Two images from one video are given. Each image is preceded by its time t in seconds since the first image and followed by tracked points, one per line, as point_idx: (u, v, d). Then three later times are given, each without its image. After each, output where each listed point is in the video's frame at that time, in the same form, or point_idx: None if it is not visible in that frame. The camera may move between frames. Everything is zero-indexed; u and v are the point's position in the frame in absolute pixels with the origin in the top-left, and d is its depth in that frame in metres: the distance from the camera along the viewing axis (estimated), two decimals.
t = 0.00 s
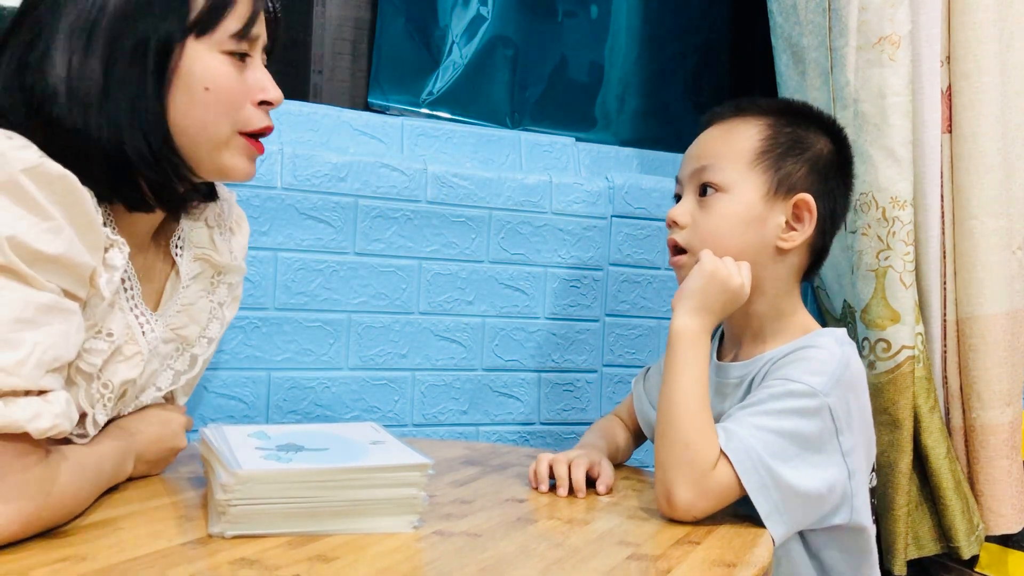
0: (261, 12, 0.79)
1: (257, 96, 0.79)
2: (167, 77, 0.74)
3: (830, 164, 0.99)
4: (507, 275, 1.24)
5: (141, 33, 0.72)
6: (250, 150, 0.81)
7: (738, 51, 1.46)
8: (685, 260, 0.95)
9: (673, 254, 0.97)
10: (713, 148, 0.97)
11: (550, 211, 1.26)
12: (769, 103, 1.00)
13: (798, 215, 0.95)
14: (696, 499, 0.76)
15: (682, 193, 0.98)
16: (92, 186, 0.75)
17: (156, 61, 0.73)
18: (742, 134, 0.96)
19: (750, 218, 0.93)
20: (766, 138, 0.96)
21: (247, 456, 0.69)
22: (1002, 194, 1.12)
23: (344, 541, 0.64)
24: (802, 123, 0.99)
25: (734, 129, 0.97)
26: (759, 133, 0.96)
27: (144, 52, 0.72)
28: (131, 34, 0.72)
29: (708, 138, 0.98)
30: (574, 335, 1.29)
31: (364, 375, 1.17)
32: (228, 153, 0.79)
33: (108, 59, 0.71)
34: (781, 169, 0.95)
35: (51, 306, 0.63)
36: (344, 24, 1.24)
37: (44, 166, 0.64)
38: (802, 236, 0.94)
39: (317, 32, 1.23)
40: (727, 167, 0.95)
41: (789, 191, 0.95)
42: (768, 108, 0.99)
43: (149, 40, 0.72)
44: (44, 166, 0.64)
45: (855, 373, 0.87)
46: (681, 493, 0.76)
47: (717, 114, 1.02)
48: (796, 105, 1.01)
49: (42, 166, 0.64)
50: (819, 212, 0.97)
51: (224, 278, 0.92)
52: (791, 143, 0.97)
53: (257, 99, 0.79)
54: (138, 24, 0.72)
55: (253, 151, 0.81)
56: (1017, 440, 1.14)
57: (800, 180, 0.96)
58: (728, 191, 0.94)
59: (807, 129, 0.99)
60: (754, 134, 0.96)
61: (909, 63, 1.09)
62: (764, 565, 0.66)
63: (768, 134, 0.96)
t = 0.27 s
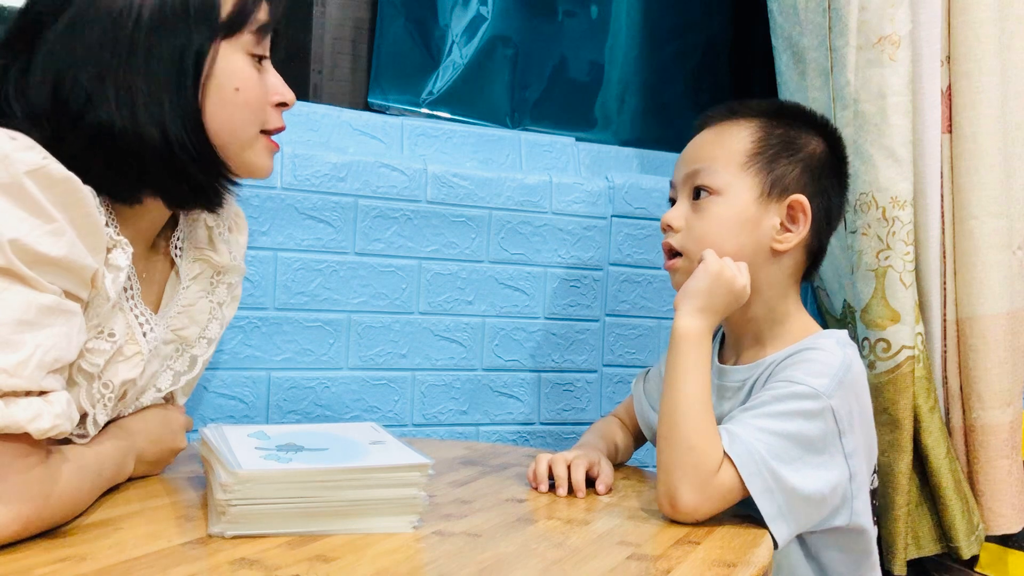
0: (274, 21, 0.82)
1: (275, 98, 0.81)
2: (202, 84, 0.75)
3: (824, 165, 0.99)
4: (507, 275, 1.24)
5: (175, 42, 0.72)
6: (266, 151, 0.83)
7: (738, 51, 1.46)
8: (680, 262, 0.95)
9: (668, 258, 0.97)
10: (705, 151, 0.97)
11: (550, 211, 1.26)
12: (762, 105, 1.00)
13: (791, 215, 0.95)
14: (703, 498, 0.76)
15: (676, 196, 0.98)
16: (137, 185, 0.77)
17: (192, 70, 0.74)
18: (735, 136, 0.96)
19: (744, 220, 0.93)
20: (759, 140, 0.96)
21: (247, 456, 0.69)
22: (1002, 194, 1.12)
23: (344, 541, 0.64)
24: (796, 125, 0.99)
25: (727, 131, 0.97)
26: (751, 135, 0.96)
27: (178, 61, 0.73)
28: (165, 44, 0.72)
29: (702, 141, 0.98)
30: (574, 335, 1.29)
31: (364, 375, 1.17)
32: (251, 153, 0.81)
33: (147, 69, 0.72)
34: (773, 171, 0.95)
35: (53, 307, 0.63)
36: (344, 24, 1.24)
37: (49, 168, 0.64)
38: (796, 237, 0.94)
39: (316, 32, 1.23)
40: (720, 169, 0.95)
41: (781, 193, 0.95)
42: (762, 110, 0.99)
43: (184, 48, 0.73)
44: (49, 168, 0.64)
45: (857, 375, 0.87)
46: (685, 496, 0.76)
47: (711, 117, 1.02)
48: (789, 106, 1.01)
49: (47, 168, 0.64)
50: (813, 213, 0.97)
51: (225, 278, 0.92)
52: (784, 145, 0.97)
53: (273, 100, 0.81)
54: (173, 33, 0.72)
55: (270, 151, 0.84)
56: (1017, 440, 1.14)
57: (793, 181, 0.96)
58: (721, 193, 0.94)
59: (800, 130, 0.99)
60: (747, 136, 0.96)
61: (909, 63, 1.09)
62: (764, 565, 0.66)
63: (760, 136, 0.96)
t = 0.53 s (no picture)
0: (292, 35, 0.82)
1: (288, 112, 0.82)
2: (219, 96, 0.75)
3: (824, 166, 0.99)
4: (507, 275, 1.24)
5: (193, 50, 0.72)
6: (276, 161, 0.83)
7: (738, 51, 1.46)
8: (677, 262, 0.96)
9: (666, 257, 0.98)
10: (705, 151, 0.97)
11: (550, 211, 1.26)
12: (762, 106, 1.00)
13: (788, 216, 0.95)
14: (703, 500, 0.76)
15: (676, 196, 0.99)
16: (152, 193, 0.78)
17: (211, 81, 0.74)
18: (734, 136, 0.97)
19: (741, 219, 0.93)
20: (757, 140, 0.96)
21: (247, 456, 0.69)
22: (1002, 194, 1.12)
23: (344, 541, 0.64)
24: (796, 126, 0.99)
25: (727, 131, 0.98)
26: (750, 135, 0.96)
27: (196, 69, 0.73)
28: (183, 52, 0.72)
29: (701, 141, 0.98)
30: (573, 335, 1.29)
31: (364, 375, 1.17)
32: (261, 169, 0.81)
33: (167, 80, 0.72)
34: (771, 171, 0.95)
35: (57, 309, 0.63)
36: (344, 24, 1.24)
37: (55, 170, 0.64)
38: (792, 238, 0.94)
39: (316, 32, 1.23)
40: (719, 169, 0.95)
41: (778, 193, 0.95)
42: (762, 111, 0.99)
43: (202, 57, 0.73)
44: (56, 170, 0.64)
45: (857, 375, 0.87)
46: (686, 497, 0.76)
47: (711, 117, 1.03)
48: (790, 107, 1.01)
49: (53, 170, 0.64)
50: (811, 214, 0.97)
51: (227, 281, 0.92)
52: (783, 145, 0.97)
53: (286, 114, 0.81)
54: (194, 44, 0.72)
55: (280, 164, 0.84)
56: (1017, 440, 1.14)
57: (791, 181, 0.95)
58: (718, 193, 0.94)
59: (800, 131, 0.99)
60: (746, 137, 0.96)
61: (909, 63, 1.09)
62: (764, 565, 0.66)
63: (758, 136, 0.96)
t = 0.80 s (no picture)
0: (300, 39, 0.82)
1: (294, 117, 0.82)
2: (226, 99, 0.75)
3: (826, 170, 0.98)
4: (507, 275, 1.24)
5: (200, 54, 0.72)
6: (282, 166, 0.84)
7: (738, 50, 1.46)
8: (676, 262, 0.96)
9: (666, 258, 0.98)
10: (707, 153, 0.97)
11: (550, 211, 1.26)
12: (764, 109, 1.00)
13: (788, 219, 0.95)
14: (702, 500, 0.76)
15: (678, 197, 0.99)
16: (158, 195, 0.78)
17: (218, 85, 0.74)
18: (736, 138, 0.97)
19: (741, 221, 0.93)
20: (759, 142, 0.96)
21: (247, 456, 0.69)
22: (1002, 194, 1.12)
23: (344, 541, 0.64)
24: (797, 128, 0.99)
25: (730, 133, 0.98)
26: (752, 137, 0.96)
27: (202, 74, 0.73)
28: (190, 56, 0.72)
29: (705, 142, 0.99)
30: (573, 335, 1.29)
31: (364, 375, 1.17)
32: (268, 172, 0.82)
33: (175, 83, 0.72)
34: (772, 173, 0.95)
35: (59, 310, 0.63)
36: (344, 24, 1.24)
37: (58, 171, 0.64)
38: (792, 241, 0.94)
39: (316, 32, 1.23)
40: (720, 170, 0.95)
41: (779, 195, 0.95)
42: (765, 113, 1.00)
43: (210, 61, 0.73)
44: (59, 170, 0.64)
45: (857, 375, 0.87)
46: (686, 497, 0.76)
47: (714, 118, 1.03)
48: (794, 111, 1.01)
49: (56, 171, 0.64)
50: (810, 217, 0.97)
51: (229, 283, 0.92)
52: (784, 147, 0.97)
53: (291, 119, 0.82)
54: (201, 48, 0.72)
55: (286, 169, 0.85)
56: (1017, 440, 1.14)
57: (791, 183, 0.95)
58: (720, 194, 0.94)
59: (803, 135, 0.99)
60: (748, 138, 0.96)
61: (909, 63, 1.09)
62: (764, 565, 0.66)
63: (760, 138, 0.96)
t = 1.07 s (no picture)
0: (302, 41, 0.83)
1: (296, 118, 0.83)
2: (230, 100, 0.75)
3: (825, 172, 0.98)
4: (507, 275, 1.24)
5: (204, 55, 0.73)
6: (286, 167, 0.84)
7: (738, 50, 1.46)
8: (675, 262, 0.96)
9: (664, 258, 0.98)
10: (706, 154, 0.97)
11: (550, 211, 1.26)
12: (763, 109, 1.00)
13: (786, 220, 0.95)
14: (702, 499, 0.76)
15: (676, 198, 0.99)
16: (160, 196, 0.78)
17: (222, 86, 0.74)
18: (736, 139, 0.97)
19: (739, 221, 0.93)
20: (757, 142, 0.96)
21: (247, 456, 0.69)
22: (1002, 194, 1.12)
23: (344, 541, 0.64)
24: (797, 129, 0.99)
25: (729, 134, 0.98)
26: (751, 138, 0.96)
27: (206, 75, 0.73)
28: (194, 57, 0.72)
29: (704, 143, 0.99)
30: (573, 335, 1.29)
31: (364, 375, 1.17)
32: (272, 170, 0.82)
33: (179, 84, 0.72)
34: (771, 173, 0.95)
35: (61, 311, 0.63)
36: (344, 24, 1.24)
37: (62, 172, 0.64)
38: (790, 241, 0.94)
39: (316, 32, 1.23)
40: (719, 171, 0.95)
41: (778, 196, 0.94)
42: (764, 114, 1.00)
43: (214, 62, 0.73)
44: (64, 171, 0.64)
45: (859, 376, 0.87)
46: (688, 497, 0.76)
47: (714, 119, 1.03)
48: (793, 112, 1.01)
49: (61, 172, 0.63)
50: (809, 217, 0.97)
51: (231, 284, 0.92)
52: (783, 148, 0.97)
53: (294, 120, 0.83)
54: (206, 49, 0.73)
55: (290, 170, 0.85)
56: (1017, 440, 1.14)
57: (790, 184, 0.95)
58: (718, 195, 0.94)
59: (803, 137, 0.99)
60: (747, 139, 0.96)
61: (909, 63, 1.09)
62: (764, 565, 0.66)
63: (759, 139, 0.96)
